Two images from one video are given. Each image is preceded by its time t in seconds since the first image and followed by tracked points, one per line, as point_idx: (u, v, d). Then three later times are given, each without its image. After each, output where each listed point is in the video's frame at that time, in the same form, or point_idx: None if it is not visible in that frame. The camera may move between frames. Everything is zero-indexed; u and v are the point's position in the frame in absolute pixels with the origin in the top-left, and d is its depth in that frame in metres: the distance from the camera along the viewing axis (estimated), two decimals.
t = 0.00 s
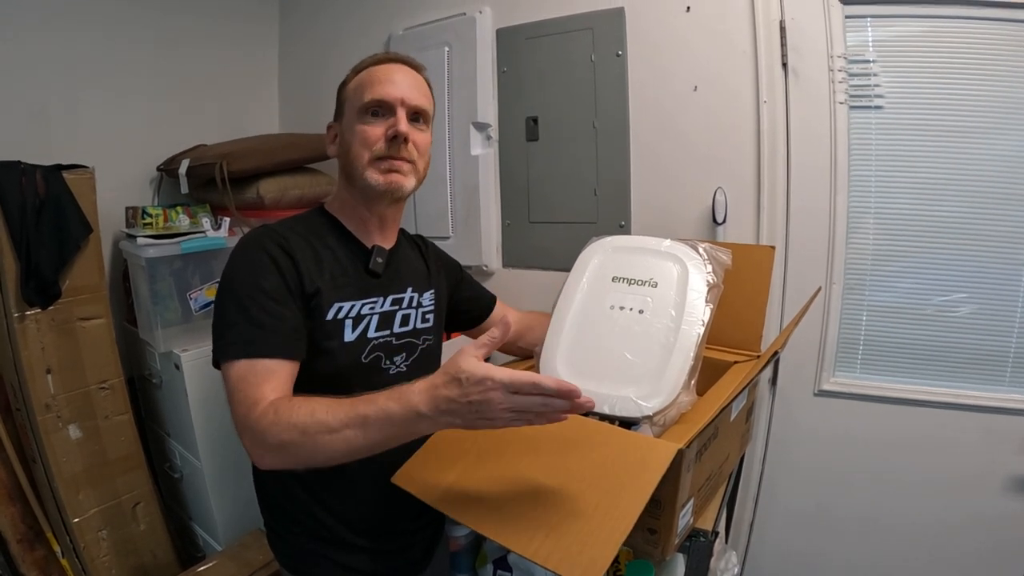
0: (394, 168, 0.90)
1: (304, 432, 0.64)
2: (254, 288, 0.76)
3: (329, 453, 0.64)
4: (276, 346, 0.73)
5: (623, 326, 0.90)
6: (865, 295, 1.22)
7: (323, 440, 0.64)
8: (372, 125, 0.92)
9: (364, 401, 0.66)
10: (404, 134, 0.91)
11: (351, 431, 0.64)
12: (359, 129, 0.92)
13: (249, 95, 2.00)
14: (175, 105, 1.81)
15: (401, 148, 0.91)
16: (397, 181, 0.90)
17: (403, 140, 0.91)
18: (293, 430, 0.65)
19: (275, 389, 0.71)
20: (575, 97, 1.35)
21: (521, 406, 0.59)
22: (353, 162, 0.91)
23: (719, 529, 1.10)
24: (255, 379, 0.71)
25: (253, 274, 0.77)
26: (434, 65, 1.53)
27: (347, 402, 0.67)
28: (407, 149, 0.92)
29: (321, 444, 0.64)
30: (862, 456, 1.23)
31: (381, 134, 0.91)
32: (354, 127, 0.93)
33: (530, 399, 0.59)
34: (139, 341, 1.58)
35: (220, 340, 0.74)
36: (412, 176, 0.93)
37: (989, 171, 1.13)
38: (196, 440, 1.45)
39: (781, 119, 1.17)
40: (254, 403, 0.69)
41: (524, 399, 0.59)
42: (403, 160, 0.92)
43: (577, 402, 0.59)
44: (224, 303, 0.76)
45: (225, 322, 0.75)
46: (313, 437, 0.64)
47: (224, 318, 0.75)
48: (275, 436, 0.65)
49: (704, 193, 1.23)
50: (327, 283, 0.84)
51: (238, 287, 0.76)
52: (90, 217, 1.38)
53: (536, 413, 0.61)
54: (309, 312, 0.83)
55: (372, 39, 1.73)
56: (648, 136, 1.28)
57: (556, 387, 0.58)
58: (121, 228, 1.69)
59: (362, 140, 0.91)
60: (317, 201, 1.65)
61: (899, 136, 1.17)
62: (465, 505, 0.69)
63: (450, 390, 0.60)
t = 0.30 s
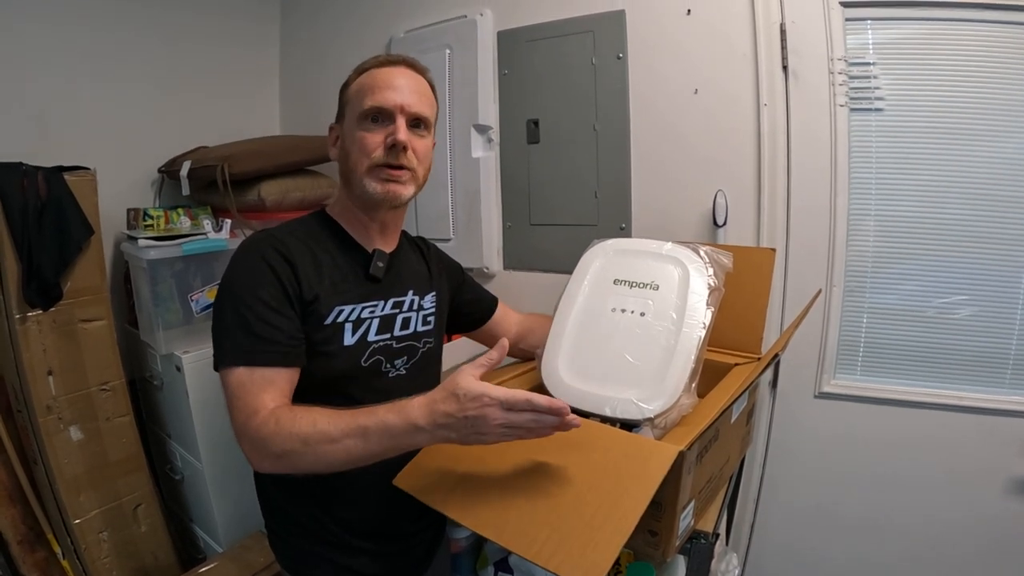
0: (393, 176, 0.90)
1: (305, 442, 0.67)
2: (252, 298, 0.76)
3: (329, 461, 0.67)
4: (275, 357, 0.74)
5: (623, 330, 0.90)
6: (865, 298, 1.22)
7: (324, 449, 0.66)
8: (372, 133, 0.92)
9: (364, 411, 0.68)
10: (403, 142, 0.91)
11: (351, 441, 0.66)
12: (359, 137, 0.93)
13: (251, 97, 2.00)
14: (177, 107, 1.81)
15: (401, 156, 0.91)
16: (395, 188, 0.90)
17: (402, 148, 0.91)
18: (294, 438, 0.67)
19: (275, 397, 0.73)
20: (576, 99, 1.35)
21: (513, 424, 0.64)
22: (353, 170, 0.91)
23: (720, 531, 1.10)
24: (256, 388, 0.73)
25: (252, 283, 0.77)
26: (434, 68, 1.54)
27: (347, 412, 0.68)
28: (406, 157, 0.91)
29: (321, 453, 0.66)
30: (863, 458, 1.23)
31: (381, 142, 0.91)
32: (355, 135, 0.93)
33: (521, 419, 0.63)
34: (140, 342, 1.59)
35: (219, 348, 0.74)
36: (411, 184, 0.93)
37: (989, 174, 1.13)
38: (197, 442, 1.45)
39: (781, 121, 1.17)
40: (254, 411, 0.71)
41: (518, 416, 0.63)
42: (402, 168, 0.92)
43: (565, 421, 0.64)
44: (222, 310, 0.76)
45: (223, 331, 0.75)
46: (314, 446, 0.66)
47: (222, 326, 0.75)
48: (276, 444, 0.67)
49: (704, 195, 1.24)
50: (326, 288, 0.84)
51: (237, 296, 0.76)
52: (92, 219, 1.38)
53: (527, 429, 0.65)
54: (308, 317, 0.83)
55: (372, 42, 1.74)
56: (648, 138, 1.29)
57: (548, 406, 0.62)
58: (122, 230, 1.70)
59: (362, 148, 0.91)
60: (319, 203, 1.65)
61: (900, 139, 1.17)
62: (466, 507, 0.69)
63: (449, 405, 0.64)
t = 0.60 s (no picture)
0: (393, 176, 0.91)
1: (309, 442, 0.67)
2: (253, 299, 0.76)
3: (332, 461, 0.67)
4: (274, 358, 0.74)
5: (623, 331, 0.91)
6: (865, 299, 1.22)
7: (327, 448, 0.67)
8: (371, 134, 0.93)
9: (366, 410, 0.68)
10: (402, 142, 0.91)
11: (353, 439, 0.67)
12: (357, 138, 0.93)
13: (252, 98, 2.00)
14: (178, 108, 1.81)
15: (400, 157, 0.91)
16: (395, 189, 0.90)
17: (401, 149, 0.91)
18: (297, 438, 0.67)
19: (275, 399, 0.73)
20: (576, 101, 1.36)
21: (512, 417, 0.65)
22: (353, 171, 0.91)
23: (720, 532, 1.10)
24: (256, 390, 0.73)
25: (253, 284, 0.78)
26: (435, 69, 1.54)
27: (349, 411, 0.69)
28: (406, 158, 0.92)
29: (323, 452, 0.67)
30: (863, 459, 1.24)
31: (380, 143, 0.92)
32: (354, 136, 0.93)
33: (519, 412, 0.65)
34: (141, 344, 1.59)
35: (220, 349, 0.74)
36: (411, 185, 0.94)
37: (989, 175, 1.13)
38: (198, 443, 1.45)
39: (781, 123, 1.17)
40: (256, 412, 0.71)
41: (517, 407, 0.65)
42: (401, 168, 0.92)
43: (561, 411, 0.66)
44: (223, 312, 0.77)
45: (223, 332, 0.75)
46: (316, 445, 0.67)
47: (223, 328, 0.76)
48: (279, 444, 0.67)
49: (705, 197, 1.24)
50: (326, 290, 0.84)
51: (238, 297, 0.77)
52: (93, 220, 1.39)
53: (527, 423, 0.66)
54: (308, 319, 0.83)
55: (373, 43, 1.74)
56: (648, 139, 1.29)
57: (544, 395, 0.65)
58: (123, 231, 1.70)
59: (362, 150, 0.92)
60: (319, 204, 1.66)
61: (899, 140, 1.17)
62: (467, 508, 0.69)
63: (450, 399, 0.66)
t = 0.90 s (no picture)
0: (392, 178, 0.91)
1: (309, 442, 0.67)
2: (253, 301, 0.77)
3: (332, 460, 0.67)
4: (274, 360, 0.74)
5: (622, 331, 0.91)
6: (865, 299, 1.23)
7: (327, 447, 0.67)
8: (370, 136, 0.93)
9: (365, 408, 0.69)
10: (401, 144, 0.91)
11: (352, 438, 0.67)
12: (357, 139, 0.93)
13: (251, 99, 2.01)
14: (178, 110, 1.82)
15: (399, 158, 0.91)
16: (394, 191, 0.90)
17: (401, 150, 0.91)
18: (296, 438, 0.67)
19: (275, 400, 0.73)
20: (576, 102, 1.36)
21: (509, 412, 0.66)
22: (352, 173, 0.92)
23: (720, 532, 1.10)
24: (255, 391, 0.73)
25: (252, 286, 0.78)
26: (434, 71, 1.54)
27: (348, 410, 0.69)
28: (405, 159, 0.92)
29: (324, 452, 0.67)
30: (863, 459, 1.24)
31: (379, 144, 0.92)
32: (354, 138, 0.94)
33: (517, 406, 0.66)
34: (141, 345, 1.59)
35: (219, 350, 0.75)
36: (411, 186, 0.94)
37: (988, 174, 1.13)
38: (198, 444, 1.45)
39: (780, 123, 1.18)
40: (256, 412, 0.71)
41: (514, 401, 0.66)
42: (401, 170, 0.92)
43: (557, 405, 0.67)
44: (223, 313, 0.77)
45: (223, 334, 0.76)
46: (316, 445, 0.67)
47: (222, 329, 0.76)
48: (279, 444, 0.68)
49: (704, 197, 1.24)
50: (325, 292, 0.85)
51: (237, 299, 0.77)
52: (93, 221, 1.39)
53: (524, 417, 0.67)
54: (308, 321, 0.83)
55: (373, 44, 1.74)
56: (647, 140, 1.29)
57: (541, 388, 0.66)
58: (124, 232, 1.70)
59: (361, 151, 0.92)
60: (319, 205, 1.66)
61: (899, 140, 1.18)
62: (467, 509, 0.69)
63: (448, 394, 0.66)
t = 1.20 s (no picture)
0: (393, 174, 0.91)
1: (308, 440, 0.67)
2: (252, 301, 0.77)
3: (331, 458, 0.67)
4: (274, 360, 0.75)
5: (622, 330, 0.91)
6: (864, 298, 1.23)
7: (326, 444, 0.67)
8: (370, 135, 0.93)
9: (363, 406, 0.69)
10: (402, 143, 0.91)
11: (351, 436, 0.67)
12: (357, 138, 0.93)
13: (252, 100, 2.01)
14: (179, 110, 1.82)
15: (400, 154, 0.92)
16: (396, 190, 0.91)
17: (401, 147, 0.92)
18: (295, 436, 0.68)
19: (275, 399, 0.74)
20: (575, 102, 1.36)
21: (506, 404, 0.66)
22: (353, 173, 0.92)
23: (719, 532, 1.11)
24: (255, 391, 0.73)
25: (253, 286, 0.78)
26: (434, 70, 1.55)
27: (347, 408, 0.70)
28: (406, 155, 0.92)
29: (323, 449, 0.67)
30: (863, 458, 1.24)
31: (379, 142, 0.92)
32: (354, 137, 0.94)
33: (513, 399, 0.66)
34: (142, 345, 1.59)
35: (220, 350, 0.75)
36: (411, 183, 0.94)
37: (987, 174, 1.14)
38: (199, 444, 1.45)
39: (779, 122, 1.18)
40: (255, 412, 0.72)
41: (510, 393, 0.66)
42: (401, 167, 0.93)
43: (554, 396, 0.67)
44: (223, 313, 0.77)
45: (223, 334, 0.76)
46: (315, 443, 0.67)
47: (222, 330, 0.76)
48: (278, 443, 0.68)
49: (703, 197, 1.24)
50: (325, 291, 0.85)
51: (237, 298, 0.77)
52: (93, 221, 1.39)
53: (521, 410, 0.67)
54: (308, 320, 0.83)
55: (373, 44, 1.75)
56: (647, 140, 1.30)
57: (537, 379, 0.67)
58: (124, 232, 1.70)
59: (361, 150, 0.92)
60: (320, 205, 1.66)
61: (898, 140, 1.18)
62: (467, 509, 0.69)
63: (445, 388, 0.67)
